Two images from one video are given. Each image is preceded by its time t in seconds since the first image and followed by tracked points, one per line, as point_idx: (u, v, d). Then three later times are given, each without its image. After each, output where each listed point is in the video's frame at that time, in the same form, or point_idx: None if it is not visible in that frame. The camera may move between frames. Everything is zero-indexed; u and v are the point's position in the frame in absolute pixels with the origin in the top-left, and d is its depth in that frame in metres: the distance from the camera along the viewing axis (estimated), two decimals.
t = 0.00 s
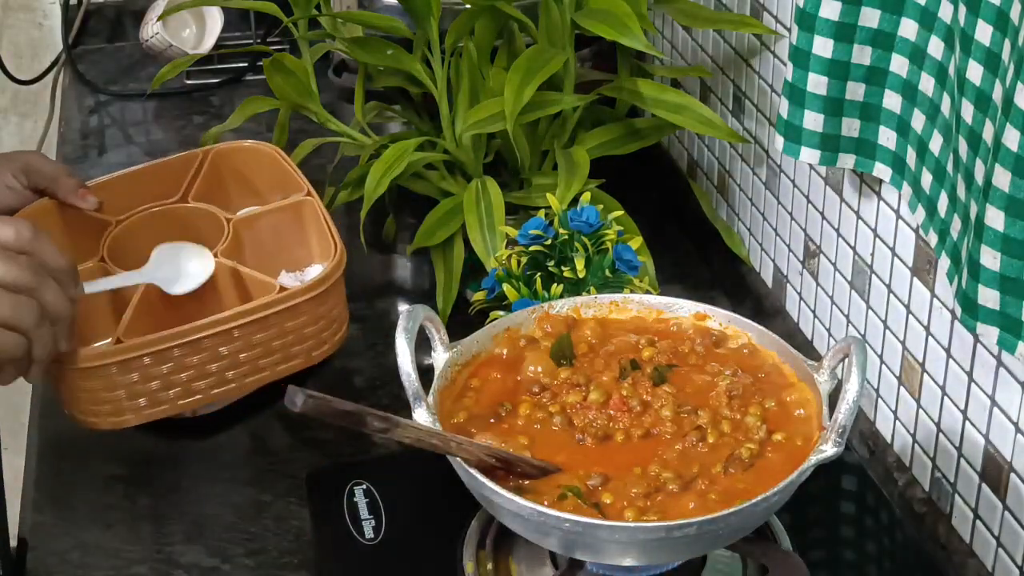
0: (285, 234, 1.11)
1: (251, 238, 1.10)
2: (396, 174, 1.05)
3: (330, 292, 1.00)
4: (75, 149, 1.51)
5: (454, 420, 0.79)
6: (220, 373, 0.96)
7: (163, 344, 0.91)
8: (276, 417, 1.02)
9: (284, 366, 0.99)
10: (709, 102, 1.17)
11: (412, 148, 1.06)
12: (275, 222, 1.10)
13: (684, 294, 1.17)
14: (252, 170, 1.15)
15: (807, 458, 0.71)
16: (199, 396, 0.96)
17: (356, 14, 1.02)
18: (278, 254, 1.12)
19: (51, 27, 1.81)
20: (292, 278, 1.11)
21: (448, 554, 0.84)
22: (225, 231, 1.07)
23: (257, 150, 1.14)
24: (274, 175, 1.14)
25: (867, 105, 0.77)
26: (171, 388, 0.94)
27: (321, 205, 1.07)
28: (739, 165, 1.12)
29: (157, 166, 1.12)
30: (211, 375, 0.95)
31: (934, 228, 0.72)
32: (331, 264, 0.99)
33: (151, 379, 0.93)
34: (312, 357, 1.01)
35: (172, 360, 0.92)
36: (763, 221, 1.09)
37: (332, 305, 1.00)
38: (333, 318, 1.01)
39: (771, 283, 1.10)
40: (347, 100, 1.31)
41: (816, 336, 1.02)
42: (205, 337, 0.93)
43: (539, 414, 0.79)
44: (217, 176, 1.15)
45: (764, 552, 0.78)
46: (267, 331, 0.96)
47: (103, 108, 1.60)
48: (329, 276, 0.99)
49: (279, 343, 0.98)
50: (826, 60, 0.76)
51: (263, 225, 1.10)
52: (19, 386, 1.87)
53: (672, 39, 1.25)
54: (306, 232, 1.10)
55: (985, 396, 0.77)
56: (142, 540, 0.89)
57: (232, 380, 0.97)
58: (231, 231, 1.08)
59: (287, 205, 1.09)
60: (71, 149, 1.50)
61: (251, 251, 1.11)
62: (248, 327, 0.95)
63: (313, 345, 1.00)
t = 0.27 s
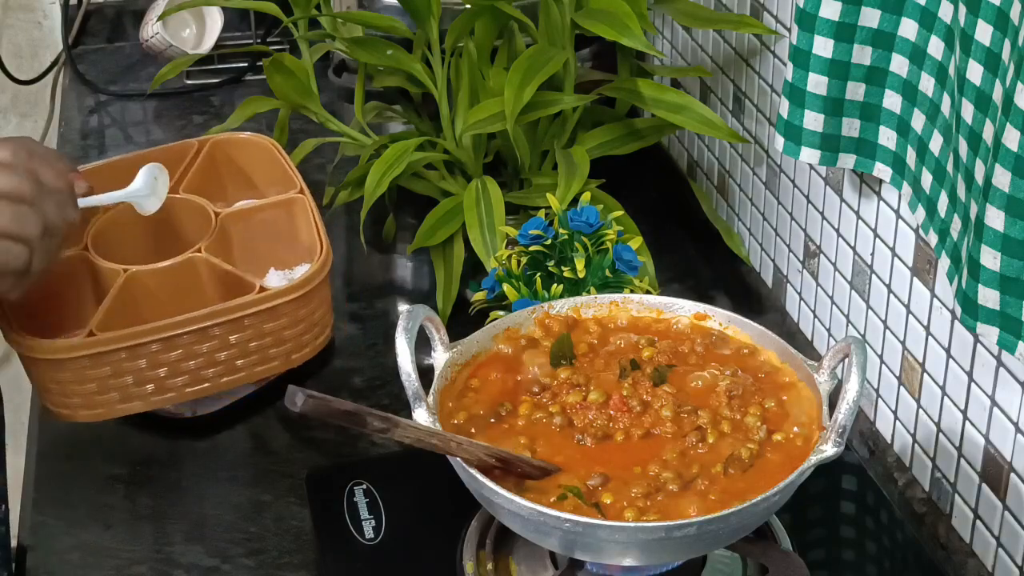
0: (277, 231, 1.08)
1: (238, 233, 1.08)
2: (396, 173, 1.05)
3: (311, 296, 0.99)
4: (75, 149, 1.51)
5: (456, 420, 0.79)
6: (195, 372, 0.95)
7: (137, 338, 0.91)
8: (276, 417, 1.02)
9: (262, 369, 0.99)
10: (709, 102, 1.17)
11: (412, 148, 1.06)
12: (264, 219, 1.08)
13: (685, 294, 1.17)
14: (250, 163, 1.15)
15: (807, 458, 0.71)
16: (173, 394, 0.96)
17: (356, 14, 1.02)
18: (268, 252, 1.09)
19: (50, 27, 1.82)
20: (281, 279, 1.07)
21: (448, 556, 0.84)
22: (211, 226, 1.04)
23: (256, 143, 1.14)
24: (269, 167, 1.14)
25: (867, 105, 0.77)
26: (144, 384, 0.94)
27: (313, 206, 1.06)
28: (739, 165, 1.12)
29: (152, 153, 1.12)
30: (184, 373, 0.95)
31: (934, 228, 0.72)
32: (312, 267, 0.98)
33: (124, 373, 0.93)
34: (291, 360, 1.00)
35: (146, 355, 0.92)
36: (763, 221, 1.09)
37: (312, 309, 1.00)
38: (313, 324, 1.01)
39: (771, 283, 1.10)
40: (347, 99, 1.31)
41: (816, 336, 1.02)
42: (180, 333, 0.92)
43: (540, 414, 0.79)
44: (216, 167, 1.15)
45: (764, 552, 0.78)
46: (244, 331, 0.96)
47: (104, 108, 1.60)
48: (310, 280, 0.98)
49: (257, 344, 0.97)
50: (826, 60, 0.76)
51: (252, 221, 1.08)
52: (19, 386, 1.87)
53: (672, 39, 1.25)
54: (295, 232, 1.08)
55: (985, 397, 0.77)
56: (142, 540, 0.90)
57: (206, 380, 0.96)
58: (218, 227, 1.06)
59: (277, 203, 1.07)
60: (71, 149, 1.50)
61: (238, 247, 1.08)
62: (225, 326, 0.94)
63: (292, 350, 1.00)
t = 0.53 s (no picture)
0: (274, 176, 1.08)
1: (233, 187, 1.07)
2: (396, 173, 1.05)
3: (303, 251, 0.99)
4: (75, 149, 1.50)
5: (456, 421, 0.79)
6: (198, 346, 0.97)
7: (132, 329, 0.92)
8: (276, 417, 1.02)
9: (264, 331, 1.01)
10: (709, 102, 1.17)
11: (412, 148, 1.06)
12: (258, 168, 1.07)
13: (684, 294, 1.17)
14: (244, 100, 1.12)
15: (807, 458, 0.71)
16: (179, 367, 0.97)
17: (356, 14, 1.02)
18: (268, 194, 1.09)
19: (52, 28, 1.81)
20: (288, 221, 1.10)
21: (447, 556, 0.84)
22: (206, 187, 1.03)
23: (246, 81, 1.11)
24: (263, 106, 1.11)
25: (867, 105, 0.77)
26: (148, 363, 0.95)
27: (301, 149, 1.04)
28: (739, 165, 1.12)
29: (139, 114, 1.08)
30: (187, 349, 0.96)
31: (934, 228, 0.72)
32: (301, 224, 0.98)
33: (125, 359, 0.94)
34: (291, 316, 1.02)
35: (144, 342, 0.93)
36: (763, 221, 1.09)
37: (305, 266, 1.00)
38: (310, 277, 1.01)
39: (771, 283, 1.10)
40: (347, 99, 1.31)
41: (816, 336, 1.02)
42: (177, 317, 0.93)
43: (540, 414, 0.79)
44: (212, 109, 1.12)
45: (764, 552, 0.78)
46: (239, 303, 0.96)
47: (103, 108, 1.60)
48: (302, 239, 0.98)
49: (254, 308, 0.98)
50: (826, 60, 0.76)
51: (243, 170, 1.06)
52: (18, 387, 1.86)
53: (672, 39, 1.25)
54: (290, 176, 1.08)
55: (985, 397, 0.77)
56: (142, 540, 0.90)
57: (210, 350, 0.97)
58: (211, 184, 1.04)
59: (268, 152, 1.05)
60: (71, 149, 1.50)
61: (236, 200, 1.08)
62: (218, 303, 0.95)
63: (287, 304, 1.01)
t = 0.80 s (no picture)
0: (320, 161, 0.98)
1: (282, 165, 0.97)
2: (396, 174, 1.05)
3: (350, 238, 0.89)
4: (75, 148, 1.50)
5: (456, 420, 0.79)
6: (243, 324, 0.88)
7: (176, 302, 0.84)
8: (276, 417, 1.02)
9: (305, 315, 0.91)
10: (709, 102, 1.17)
11: (413, 148, 1.06)
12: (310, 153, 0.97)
13: (684, 294, 1.17)
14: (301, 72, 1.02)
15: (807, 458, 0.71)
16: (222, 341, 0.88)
17: (356, 14, 1.02)
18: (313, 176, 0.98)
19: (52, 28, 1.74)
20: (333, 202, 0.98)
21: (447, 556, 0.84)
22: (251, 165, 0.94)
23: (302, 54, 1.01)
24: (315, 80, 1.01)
25: (867, 105, 0.77)
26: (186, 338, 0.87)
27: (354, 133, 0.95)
28: (739, 165, 1.12)
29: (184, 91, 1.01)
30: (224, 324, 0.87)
31: (934, 228, 0.72)
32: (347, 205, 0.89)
33: (167, 333, 0.86)
34: (335, 301, 0.91)
35: (184, 316, 0.85)
36: (763, 221, 1.09)
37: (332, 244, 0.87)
38: (361, 258, 0.91)
39: (771, 283, 1.10)
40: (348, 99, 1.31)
41: (816, 336, 1.02)
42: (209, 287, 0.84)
43: (539, 414, 0.79)
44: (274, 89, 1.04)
45: (764, 552, 0.78)
46: (280, 282, 0.87)
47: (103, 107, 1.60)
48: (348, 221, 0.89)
49: (293, 294, 0.89)
50: (826, 60, 0.76)
51: (297, 151, 0.96)
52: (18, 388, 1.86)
53: (672, 38, 1.25)
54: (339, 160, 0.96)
55: (985, 397, 0.77)
56: (142, 540, 0.90)
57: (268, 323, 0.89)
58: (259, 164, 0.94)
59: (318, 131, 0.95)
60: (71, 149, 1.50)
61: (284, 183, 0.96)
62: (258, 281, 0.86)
63: (323, 276, 0.89)
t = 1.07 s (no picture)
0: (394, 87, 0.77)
1: (360, 97, 0.78)
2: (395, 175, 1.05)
3: (434, 149, 0.66)
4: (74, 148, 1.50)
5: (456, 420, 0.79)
6: (360, 228, 0.65)
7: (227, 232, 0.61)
8: (276, 417, 1.02)
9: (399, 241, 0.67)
10: (709, 103, 1.17)
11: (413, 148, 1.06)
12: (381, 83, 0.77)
13: (684, 294, 1.17)
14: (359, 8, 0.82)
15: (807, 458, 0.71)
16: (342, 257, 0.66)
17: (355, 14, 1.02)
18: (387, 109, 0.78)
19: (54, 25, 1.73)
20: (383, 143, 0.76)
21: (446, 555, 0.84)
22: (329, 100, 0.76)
23: None
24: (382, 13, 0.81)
25: (867, 105, 0.77)
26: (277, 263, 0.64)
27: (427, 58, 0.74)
28: (739, 166, 1.12)
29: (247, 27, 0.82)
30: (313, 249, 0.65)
31: (933, 228, 0.72)
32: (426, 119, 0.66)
33: (252, 261, 0.63)
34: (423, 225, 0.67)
35: (272, 238, 0.63)
36: (763, 221, 1.09)
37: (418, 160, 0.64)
38: (445, 179, 0.68)
39: (771, 283, 1.10)
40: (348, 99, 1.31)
41: (816, 336, 1.02)
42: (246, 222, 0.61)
43: (539, 414, 0.79)
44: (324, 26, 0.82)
45: (763, 553, 0.78)
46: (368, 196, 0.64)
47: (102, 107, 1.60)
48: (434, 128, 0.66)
49: (389, 219, 0.66)
50: (826, 60, 0.76)
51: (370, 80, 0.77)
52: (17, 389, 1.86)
53: (672, 39, 1.25)
54: (415, 86, 0.76)
55: (985, 397, 0.77)
56: (141, 540, 0.90)
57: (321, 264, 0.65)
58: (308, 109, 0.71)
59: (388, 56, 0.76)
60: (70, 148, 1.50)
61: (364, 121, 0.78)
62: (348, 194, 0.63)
63: (419, 189, 0.66)
